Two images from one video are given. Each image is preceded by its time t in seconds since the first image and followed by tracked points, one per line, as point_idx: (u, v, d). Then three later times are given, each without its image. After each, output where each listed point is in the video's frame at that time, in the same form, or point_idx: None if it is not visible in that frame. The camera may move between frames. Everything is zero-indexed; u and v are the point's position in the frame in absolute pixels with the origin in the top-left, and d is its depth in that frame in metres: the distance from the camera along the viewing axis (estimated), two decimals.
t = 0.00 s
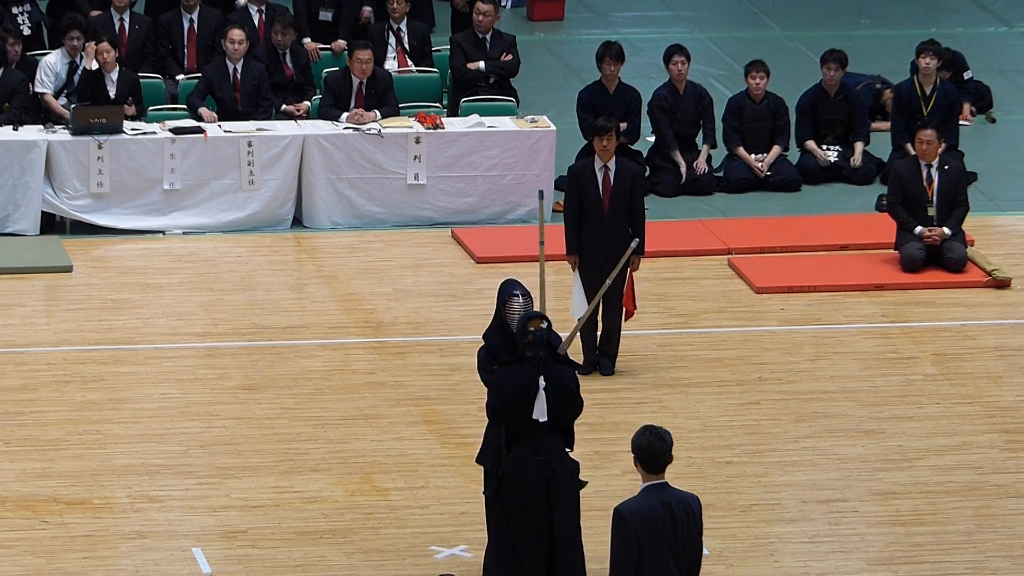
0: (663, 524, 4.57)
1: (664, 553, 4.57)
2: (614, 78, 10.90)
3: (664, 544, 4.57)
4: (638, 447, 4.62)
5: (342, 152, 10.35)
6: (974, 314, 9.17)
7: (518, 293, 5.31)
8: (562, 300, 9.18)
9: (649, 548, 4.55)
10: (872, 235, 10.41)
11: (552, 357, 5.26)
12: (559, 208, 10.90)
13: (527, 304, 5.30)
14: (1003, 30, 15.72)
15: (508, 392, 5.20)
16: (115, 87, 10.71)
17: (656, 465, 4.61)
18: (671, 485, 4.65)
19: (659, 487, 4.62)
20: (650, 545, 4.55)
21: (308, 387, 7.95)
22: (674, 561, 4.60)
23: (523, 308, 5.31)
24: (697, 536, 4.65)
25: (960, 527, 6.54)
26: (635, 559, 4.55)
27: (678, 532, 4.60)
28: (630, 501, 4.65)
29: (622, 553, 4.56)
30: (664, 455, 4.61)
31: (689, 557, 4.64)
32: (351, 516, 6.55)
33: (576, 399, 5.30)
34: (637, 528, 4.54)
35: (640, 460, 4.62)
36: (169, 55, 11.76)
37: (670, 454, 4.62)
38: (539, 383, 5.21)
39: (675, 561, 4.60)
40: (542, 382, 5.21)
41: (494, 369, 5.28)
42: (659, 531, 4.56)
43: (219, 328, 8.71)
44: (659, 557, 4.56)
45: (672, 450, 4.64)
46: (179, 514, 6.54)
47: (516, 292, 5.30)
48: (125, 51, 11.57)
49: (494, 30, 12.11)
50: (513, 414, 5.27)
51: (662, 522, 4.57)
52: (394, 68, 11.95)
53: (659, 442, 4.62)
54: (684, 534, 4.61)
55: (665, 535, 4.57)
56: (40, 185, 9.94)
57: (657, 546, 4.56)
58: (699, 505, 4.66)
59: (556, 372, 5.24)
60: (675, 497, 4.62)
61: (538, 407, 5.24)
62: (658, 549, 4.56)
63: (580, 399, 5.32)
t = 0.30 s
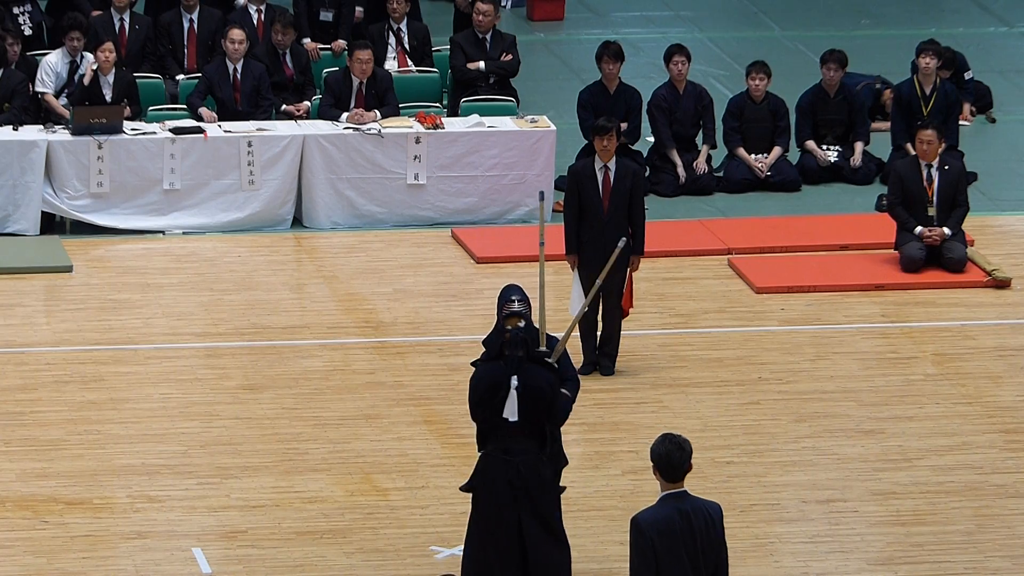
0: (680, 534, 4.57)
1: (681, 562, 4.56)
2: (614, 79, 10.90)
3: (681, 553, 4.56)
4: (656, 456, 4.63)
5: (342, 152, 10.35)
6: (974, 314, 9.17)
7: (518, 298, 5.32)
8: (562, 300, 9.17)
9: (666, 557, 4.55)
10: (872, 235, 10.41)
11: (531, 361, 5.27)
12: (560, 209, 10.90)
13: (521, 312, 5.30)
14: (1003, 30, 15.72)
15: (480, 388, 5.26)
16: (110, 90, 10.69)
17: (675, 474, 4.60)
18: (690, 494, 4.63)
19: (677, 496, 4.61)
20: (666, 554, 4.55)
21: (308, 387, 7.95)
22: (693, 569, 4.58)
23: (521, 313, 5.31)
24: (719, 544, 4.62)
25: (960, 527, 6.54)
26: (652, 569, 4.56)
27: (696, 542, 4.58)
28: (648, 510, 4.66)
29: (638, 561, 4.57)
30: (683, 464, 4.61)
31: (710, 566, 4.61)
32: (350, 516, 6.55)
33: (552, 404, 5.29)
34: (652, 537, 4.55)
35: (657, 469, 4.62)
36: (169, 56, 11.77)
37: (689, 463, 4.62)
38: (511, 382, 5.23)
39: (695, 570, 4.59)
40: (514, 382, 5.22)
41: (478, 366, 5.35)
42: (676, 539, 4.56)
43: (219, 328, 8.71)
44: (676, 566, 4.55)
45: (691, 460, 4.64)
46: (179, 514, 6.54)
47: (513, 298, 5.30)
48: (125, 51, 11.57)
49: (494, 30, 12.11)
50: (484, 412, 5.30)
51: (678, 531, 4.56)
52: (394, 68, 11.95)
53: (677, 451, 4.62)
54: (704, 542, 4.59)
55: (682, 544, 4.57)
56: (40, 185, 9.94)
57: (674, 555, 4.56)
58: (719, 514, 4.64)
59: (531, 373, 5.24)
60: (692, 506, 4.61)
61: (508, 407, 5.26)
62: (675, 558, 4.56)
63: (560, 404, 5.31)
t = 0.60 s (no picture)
0: (691, 537, 4.58)
1: (692, 566, 4.57)
2: (614, 79, 10.90)
3: (691, 556, 4.57)
4: (671, 457, 4.63)
5: (342, 152, 10.35)
6: (974, 315, 9.17)
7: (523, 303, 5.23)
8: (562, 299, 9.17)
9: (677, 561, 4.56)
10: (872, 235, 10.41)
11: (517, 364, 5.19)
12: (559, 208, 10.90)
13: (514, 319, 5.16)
14: (1003, 30, 15.72)
15: (462, 385, 5.28)
16: (110, 91, 10.68)
17: (689, 476, 4.61)
18: (703, 497, 4.63)
19: (690, 498, 4.62)
20: (677, 558, 4.56)
21: (308, 387, 7.95)
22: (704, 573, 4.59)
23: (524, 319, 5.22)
24: (731, 548, 4.63)
25: (960, 527, 6.54)
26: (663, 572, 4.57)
27: (707, 545, 4.59)
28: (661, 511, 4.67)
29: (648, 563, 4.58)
30: (696, 466, 4.61)
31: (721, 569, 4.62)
32: (350, 516, 6.55)
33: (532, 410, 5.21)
34: (664, 540, 4.55)
35: (671, 470, 4.63)
36: (169, 56, 11.77)
37: (703, 465, 4.62)
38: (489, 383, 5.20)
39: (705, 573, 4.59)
40: (490, 382, 5.20)
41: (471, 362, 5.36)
42: (686, 542, 4.57)
43: (219, 328, 8.71)
44: (686, 569, 4.56)
45: (704, 461, 4.65)
46: (179, 514, 6.54)
47: (517, 301, 5.23)
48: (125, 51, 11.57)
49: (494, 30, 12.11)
50: (466, 408, 5.33)
51: (689, 535, 4.57)
52: (394, 68, 11.95)
53: (691, 453, 4.63)
54: (715, 545, 4.60)
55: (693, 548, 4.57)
56: (40, 185, 9.93)
57: (685, 557, 4.56)
58: (732, 517, 4.65)
59: (507, 375, 5.17)
60: (705, 509, 4.61)
61: (485, 407, 5.26)
62: (685, 560, 4.56)
63: (541, 410, 5.21)
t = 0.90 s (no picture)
0: (697, 537, 4.58)
1: (698, 566, 4.58)
2: (614, 79, 10.90)
3: (697, 556, 4.58)
4: (680, 456, 4.62)
5: (342, 152, 10.35)
6: (974, 314, 9.17)
7: (545, 308, 5.19)
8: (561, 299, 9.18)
9: (682, 561, 4.56)
10: (872, 235, 10.41)
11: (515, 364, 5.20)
12: (560, 209, 10.91)
13: (517, 320, 5.17)
14: (1003, 30, 15.72)
15: (463, 381, 5.36)
16: (110, 91, 10.69)
17: (699, 475, 4.60)
18: (712, 498, 4.64)
19: (699, 499, 4.61)
20: (682, 558, 4.56)
21: (308, 387, 7.95)
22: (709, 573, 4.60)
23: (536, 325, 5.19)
24: (738, 549, 4.63)
25: (960, 527, 6.54)
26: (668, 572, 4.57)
27: (713, 545, 4.60)
28: (669, 509, 4.67)
29: (654, 561, 4.58)
30: (706, 465, 4.60)
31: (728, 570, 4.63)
32: (350, 516, 6.56)
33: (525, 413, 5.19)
34: (670, 541, 4.56)
35: (681, 469, 4.62)
36: (169, 56, 11.77)
37: (713, 465, 4.60)
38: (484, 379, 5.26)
39: (711, 572, 4.61)
40: (485, 379, 5.25)
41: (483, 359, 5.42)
42: (693, 542, 4.57)
43: (219, 328, 8.71)
44: (692, 569, 4.57)
45: (715, 461, 4.63)
46: (179, 514, 6.54)
47: (539, 305, 5.20)
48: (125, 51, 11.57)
49: (494, 30, 12.11)
50: (466, 404, 5.38)
51: (696, 535, 4.57)
52: (394, 68, 11.96)
53: (701, 452, 4.61)
54: (722, 546, 4.61)
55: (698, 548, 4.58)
56: (40, 185, 9.94)
57: (690, 557, 4.57)
58: (741, 517, 4.65)
59: (500, 374, 5.20)
60: (713, 510, 4.62)
61: (480, 405, 5.31)
62: (691, 559, 4.57)
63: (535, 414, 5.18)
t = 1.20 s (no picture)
0: (702, 537, 4.58)
1: (703, 566, 4.57)
2: (614, 79, 10.90)
3: (702, 556, 4.57)
4: (687, 456, 4.63)
5: (342, 152, 10.34)
6: (974, 315, 9.17)
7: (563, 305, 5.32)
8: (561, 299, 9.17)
9: (687, 560, 4.56)
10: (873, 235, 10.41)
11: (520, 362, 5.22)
12: (560, 209, 10.91)
13: (527, 320, 5.19)
14: (1003, 30, 15.73)
15: (474, 376, 5.38)
16: (110, 92, 10.69)
17: (705, 475, 4.61)
18: (718, 498, 4.64)
19: (705, 499, 4.62)
20: (687, 558, 4.56)
21: (308, 387, 7.95)
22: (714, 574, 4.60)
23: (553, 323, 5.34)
24: (742, 550, 4.63)
25: (960, 527, 6.54)
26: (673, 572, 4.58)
27: (718, 545, 4.60)
28: (674, 509, 4.67)
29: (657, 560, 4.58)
30: (712, 466, 4.61)
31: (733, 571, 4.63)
32: (351, 516, 6.55)
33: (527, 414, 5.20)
34: (675, 540, 4.56)
35: (688, 469, 4.62)
36: (169, 56, 11.76)
37: (719, 465, 4.61)
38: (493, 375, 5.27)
39: (715, 573, 4.60)
40: (492, 377, 5.26)
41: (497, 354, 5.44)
42: (697, 542, 4.57)
43: (219, 328, 8.71)
44: (696, 569, 4.56)
45: (721, 461, 4.64)
46: (179, 514, 6.54)
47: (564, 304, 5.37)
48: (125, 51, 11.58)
49: (494, 29, 12.11)
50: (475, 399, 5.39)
51: (701, 535, 4.58)
52: (394, 68, 11.95)
53: (707, 452, 4.62)
54: (727, 546, 4.61)
55: (703, 548, 4.58)
56: (40, 185, 9.94)
57: (694, 556, 4.57)
58: (746, 518, 4.65)
59: (505, 373, 5.22)
60: (718, 510, 4.62)
61: (486, 402, 5.30)
62: (695, 559, 4.57)
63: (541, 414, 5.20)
